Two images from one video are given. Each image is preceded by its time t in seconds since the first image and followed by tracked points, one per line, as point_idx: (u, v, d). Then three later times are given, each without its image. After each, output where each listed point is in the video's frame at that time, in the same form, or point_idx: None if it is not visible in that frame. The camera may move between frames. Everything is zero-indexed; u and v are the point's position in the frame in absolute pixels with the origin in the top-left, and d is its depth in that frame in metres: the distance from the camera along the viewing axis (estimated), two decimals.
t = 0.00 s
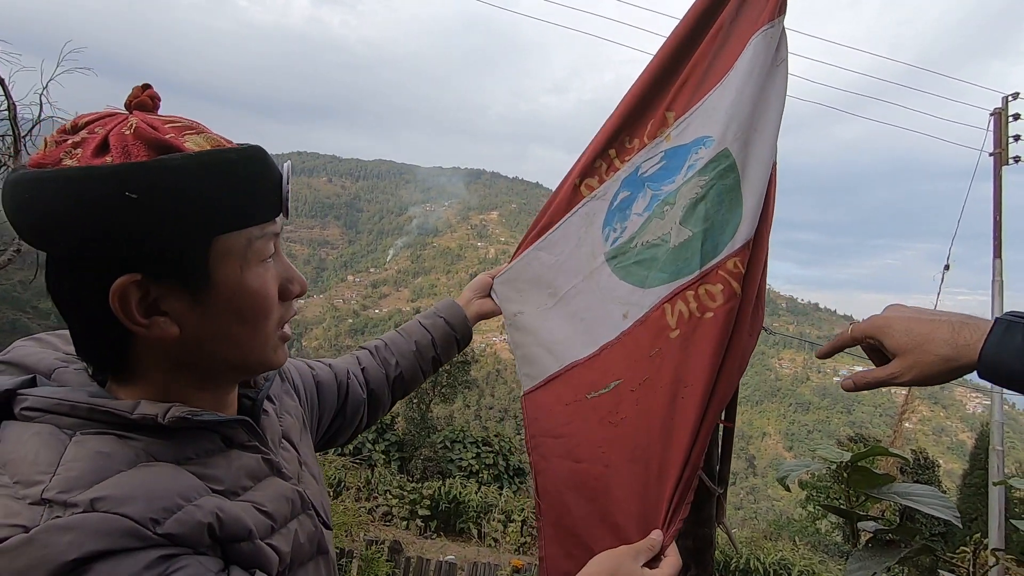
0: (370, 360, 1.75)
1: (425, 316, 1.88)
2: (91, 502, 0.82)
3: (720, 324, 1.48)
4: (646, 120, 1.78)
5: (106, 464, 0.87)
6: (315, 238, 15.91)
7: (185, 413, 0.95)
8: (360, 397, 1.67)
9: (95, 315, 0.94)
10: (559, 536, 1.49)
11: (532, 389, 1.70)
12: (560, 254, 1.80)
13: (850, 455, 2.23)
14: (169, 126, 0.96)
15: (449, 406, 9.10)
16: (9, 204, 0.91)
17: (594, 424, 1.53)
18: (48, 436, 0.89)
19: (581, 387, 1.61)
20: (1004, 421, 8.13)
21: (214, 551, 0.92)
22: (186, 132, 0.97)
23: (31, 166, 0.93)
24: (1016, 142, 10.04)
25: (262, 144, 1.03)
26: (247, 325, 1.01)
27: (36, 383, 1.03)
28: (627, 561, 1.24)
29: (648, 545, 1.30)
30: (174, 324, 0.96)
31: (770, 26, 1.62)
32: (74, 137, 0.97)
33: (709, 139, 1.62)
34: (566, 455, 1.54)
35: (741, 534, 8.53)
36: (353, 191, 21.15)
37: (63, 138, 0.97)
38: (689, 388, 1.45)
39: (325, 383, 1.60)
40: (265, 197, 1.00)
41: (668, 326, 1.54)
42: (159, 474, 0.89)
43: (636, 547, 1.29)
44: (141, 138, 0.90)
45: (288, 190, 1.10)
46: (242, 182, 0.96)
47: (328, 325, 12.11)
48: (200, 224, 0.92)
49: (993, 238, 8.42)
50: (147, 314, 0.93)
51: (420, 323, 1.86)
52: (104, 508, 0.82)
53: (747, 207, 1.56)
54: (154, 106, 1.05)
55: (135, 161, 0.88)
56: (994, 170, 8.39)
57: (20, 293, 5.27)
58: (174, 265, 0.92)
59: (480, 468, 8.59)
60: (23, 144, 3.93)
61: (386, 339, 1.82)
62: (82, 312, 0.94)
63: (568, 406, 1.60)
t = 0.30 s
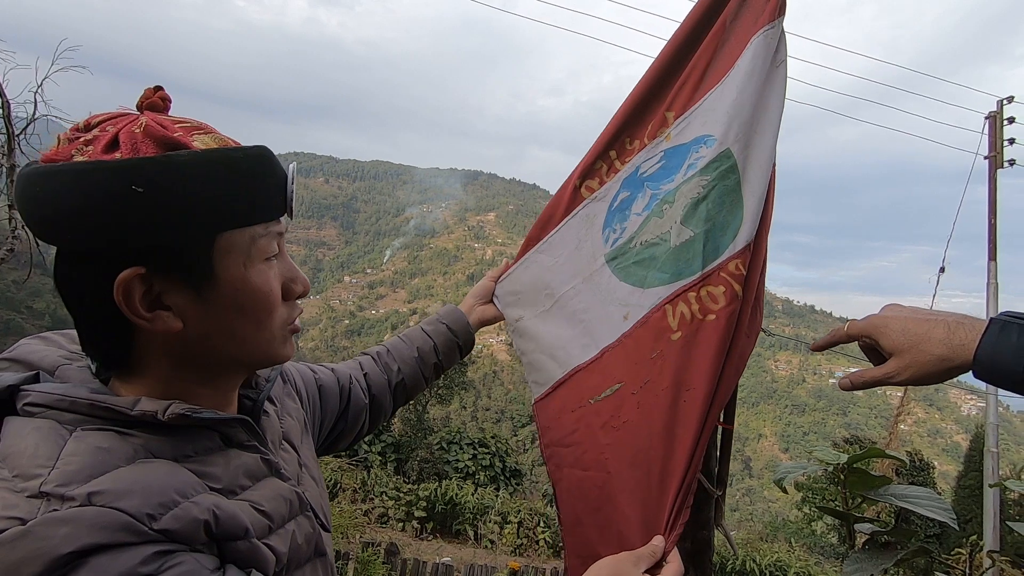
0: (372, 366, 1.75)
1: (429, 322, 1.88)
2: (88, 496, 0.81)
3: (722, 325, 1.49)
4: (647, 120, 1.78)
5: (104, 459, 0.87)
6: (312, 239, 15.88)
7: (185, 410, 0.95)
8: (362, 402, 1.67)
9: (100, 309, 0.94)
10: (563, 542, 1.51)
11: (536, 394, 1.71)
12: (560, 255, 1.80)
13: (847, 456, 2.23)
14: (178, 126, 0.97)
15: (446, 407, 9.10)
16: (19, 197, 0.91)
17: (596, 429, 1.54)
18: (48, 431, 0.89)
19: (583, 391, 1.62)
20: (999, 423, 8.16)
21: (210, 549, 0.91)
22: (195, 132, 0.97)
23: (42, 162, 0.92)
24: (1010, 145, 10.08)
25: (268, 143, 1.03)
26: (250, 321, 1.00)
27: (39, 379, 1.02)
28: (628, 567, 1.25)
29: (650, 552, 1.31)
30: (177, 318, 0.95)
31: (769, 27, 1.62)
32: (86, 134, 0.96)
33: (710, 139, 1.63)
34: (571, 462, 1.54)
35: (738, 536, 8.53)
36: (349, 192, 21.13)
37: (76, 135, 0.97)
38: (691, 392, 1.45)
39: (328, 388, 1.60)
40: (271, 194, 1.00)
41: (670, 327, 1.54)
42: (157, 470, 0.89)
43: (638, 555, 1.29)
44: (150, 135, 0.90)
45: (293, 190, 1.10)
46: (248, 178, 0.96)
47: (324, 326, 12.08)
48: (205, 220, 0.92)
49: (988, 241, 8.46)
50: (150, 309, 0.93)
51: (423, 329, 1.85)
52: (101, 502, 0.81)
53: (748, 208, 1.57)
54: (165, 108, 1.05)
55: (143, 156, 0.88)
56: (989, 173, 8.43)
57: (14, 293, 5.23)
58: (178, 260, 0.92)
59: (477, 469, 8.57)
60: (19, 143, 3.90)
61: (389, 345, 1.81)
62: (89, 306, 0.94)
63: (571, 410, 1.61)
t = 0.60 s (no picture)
0: (374, 369, 1.74)
1: (431, 326, 1.87)
2: (80, 502, 0.80)
3: (729, 328, 1.49)
4: (651, 123, 1.78)
5: (98, 463, 0.86)
6: (311, 241, 15.89)
7: (182, 414, 0.94)
8: (363, 405, 1.66)
9: (94, 310, 0.93)
10: (573, 550, 1.51)
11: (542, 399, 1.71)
12: (564, 260, 1.81)
13: (846, 457, 2.22)
14: (173, 124, 0.96)
15: (445, 408, 9.09)
16: (14, 197, 0.91)
17: (602, 434, 1.53)
18: (42, 435, 0.88)
19: (590, 396, 1.61)
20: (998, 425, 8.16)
21: (206, 556, 0.91)
22: (189, 130, 0.96)
23: (36, 162, 0.92)
24: (1008, 147, 10.09)
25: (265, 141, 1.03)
26: (247, 320, 1.00)
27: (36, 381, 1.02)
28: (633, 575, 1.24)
29: (659, 562, 1.29)
30: (171, 319, 0.95)
31: (771, 28, 1.62)
32: (81, 135, 0.96)
33: (714, 140, 1.62)
34: (576, 467, 1.54)
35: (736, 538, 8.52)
36: (348, 193, 21.14)
37: (71, 135, 0.96)
38: (699, 397, 1.45)
39: (329, 391, 1.59)
40: (268, 192, 0.99)
41: (676, 330, 1.54)
42: (153, 475, 0.88)
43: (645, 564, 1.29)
44: (142, 133, 0.90)
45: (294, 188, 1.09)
46: (244, 176, 0.96)
47: (323, 327, 12.06)
48: (198, 219, 0.91)
49: (987, 242, 8.46)
50: (144, 309, 0.92)
51: (425, 333, 1.85)
52: (93, 507, 0.81)
53: (753, 210, 1.57)
54: (161, 106, 1.05)
55: (135, 155, 0.88)
56: (987, 175, 8.44)
57: (12, 294, 5.22)
58: (173, 260, 0.91)
59: (475, 471, 8.57)
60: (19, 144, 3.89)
61: (390, 349, 1.80)
62: (84, 307, 0.93)
63: (577, 416, 1.60)
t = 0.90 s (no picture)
0: (372, 370, 1.74)
1: (429, 326, 1.86)
2: (69, 514, 0.80)
3: (733, 327, 1.48)
4: (651, 122, 1.78)
5: (89, 473, 0.85)
6: (310, 241, 15.89)
7: (175, 421, 0.94)
8: (360, 406, 1.66)
9: (83, 314, 0.93)
10: (576, 552, 1.51)
11: (542, 400, 1.71)
12: (564, 260, 1.81)
13: (846, 458, 2.21)
14: (170, 123, 0.96)
15: (444, 408, 9.09)
16: (7, 194, 0.91)
17: (605, 434, 1.53)
18: (31, 442, 0.88)
19: (591, 397, 1.61)
20: (997, 424, 8.16)
21: (201, 566, 0.90)
22: (187, 129, 0.96)
23: (29, 159, 0.91)
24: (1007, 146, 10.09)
25: (266, 144, 1.02)
26: (239, 328, 0.99)
27: (26, 387, 1.01)
28: None
29: (666, 568, 1.30)
30: (158, 326, 0.94)
31: (772, 27, 1.62)
32: (77, 132, 0.96)
33: (717, 139, 1.62)
34: (579, 469, 1.53)
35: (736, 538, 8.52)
36: (348, 193, 21.16)
37: (67, 131, 0.96)
38: (704, 398, 1.45)
39: (327, 392, 1.59)
40: (267, 197, 0.99)
41: (680, 331, 1.53)
42: (144, 485, 0.88)
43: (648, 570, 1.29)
44: (136, 132, 0.89)
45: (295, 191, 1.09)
46: (243, 179, 0.95)
47: (322, 328, 12.05)
48: (191, 223, 0.91)
49: (987, 242, 8.47)
50: (130, 315, 0.92)
51: (423, 334, 1.84)
52: (84, 520, 0.80)
53: (756, 209, 1.57)
54: (161, 103, 1.04)
55: (128, 155, 0.87)
56: (986, 175, 8.44)
57: (11, 294, 5.20)
58: (163, 264, 0.91)
59: (475, 471, 8.57)
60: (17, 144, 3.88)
61: (388, 350, 1.80)
62: (73, 309, 0.93)
63: (579, 417, 1.60)
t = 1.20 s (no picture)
0: (367, 372, 1.74)
1: (425, 327, 1.86)
2: (65, 525, 0.80)
3: (732, 328, 1.49)
4: (650, 124, 1.78)
5: (84, 482, 0.85)
6: (310, 243, 15.90)
7: (172, 428, 0.94)
8: (356, 408, 1.66)
9: (79, 321, 0.94)
10: (576, 553, 1.51)
11: (541, 402, 1.71)
12: (563, 261, 1.81)
13: (847, 459, 2.21)
14: (172, 128, 0.96)
15: (444, 409, 9.10)
16: (4, 197, 0.91)
17: (606, 436, 1.53)
18: (23, 451, 0.87)
19: (590, 399, 1.61)
20: (998, 425, 8.15)
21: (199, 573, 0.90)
22: (189, 135, 0.96)
23: (26, 162, 0.92)
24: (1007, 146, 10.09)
25: (267, 151, 1.02)
26: (238, 337, 0.99)
27: (20, 394, 1.01)
28: None
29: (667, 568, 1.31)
30: (155, 334, 0.95)
31: (771, 30, 1.62)
32: (75, 133, 0.96)
33: (716, 140, 1.62)
34: (578, 470, 1.54)
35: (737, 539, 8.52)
36: (348, 195, 21.16)
37: (64, 133, 0.96)
38: (704, 398, 1.46)
39: (323, 394, 1.59)
40: (268, 205, 0.99)
41: (680, 332, 1.54)
42: (140, 493, 0.88)
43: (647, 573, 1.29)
44: (136, 138, 0.89)
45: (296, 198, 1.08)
46: (245, 187, 0.96)
47: (322, 329, 12.04)
48: (191, 231, 0.91)
49: (987, 243, 8.47)
50: (127, 323, 0.92)
51: (419, 335, 1.84)
52: (80, 531, 0.80)
53: (755, 211, 1.57)
54: (163, 105, 1.05)
55: (127, 162, 0.87)
56: (986, 176, 8.44)
57: (11, 296, 5.19)
58: (163, 271, 0.91)
59: (476, 472, 8.58)
60: (17, 146, 3.88)
61: (384, 351, 1.80)
62: (69, 315, 0.93)
63: (578, 419, 1.60)
